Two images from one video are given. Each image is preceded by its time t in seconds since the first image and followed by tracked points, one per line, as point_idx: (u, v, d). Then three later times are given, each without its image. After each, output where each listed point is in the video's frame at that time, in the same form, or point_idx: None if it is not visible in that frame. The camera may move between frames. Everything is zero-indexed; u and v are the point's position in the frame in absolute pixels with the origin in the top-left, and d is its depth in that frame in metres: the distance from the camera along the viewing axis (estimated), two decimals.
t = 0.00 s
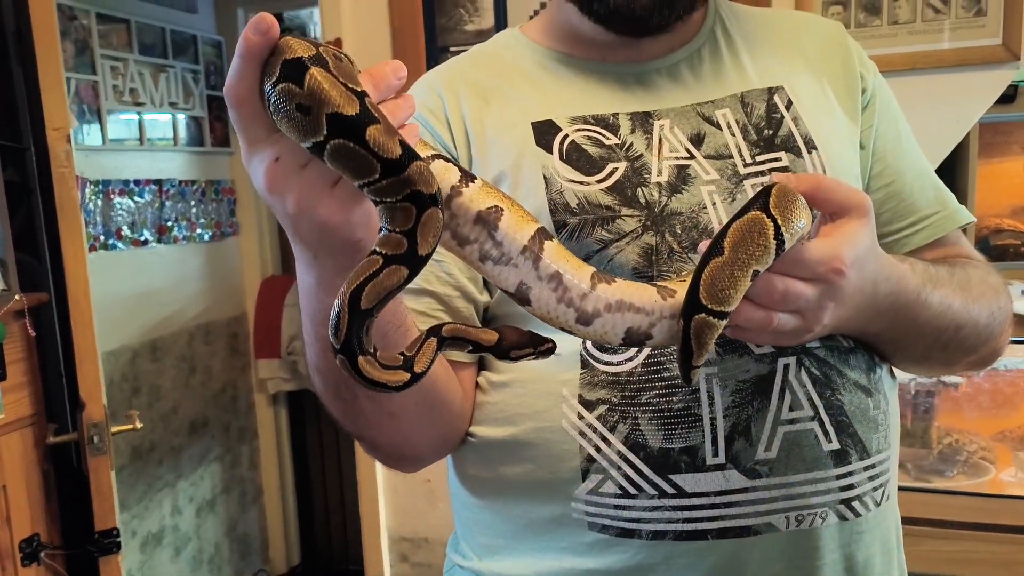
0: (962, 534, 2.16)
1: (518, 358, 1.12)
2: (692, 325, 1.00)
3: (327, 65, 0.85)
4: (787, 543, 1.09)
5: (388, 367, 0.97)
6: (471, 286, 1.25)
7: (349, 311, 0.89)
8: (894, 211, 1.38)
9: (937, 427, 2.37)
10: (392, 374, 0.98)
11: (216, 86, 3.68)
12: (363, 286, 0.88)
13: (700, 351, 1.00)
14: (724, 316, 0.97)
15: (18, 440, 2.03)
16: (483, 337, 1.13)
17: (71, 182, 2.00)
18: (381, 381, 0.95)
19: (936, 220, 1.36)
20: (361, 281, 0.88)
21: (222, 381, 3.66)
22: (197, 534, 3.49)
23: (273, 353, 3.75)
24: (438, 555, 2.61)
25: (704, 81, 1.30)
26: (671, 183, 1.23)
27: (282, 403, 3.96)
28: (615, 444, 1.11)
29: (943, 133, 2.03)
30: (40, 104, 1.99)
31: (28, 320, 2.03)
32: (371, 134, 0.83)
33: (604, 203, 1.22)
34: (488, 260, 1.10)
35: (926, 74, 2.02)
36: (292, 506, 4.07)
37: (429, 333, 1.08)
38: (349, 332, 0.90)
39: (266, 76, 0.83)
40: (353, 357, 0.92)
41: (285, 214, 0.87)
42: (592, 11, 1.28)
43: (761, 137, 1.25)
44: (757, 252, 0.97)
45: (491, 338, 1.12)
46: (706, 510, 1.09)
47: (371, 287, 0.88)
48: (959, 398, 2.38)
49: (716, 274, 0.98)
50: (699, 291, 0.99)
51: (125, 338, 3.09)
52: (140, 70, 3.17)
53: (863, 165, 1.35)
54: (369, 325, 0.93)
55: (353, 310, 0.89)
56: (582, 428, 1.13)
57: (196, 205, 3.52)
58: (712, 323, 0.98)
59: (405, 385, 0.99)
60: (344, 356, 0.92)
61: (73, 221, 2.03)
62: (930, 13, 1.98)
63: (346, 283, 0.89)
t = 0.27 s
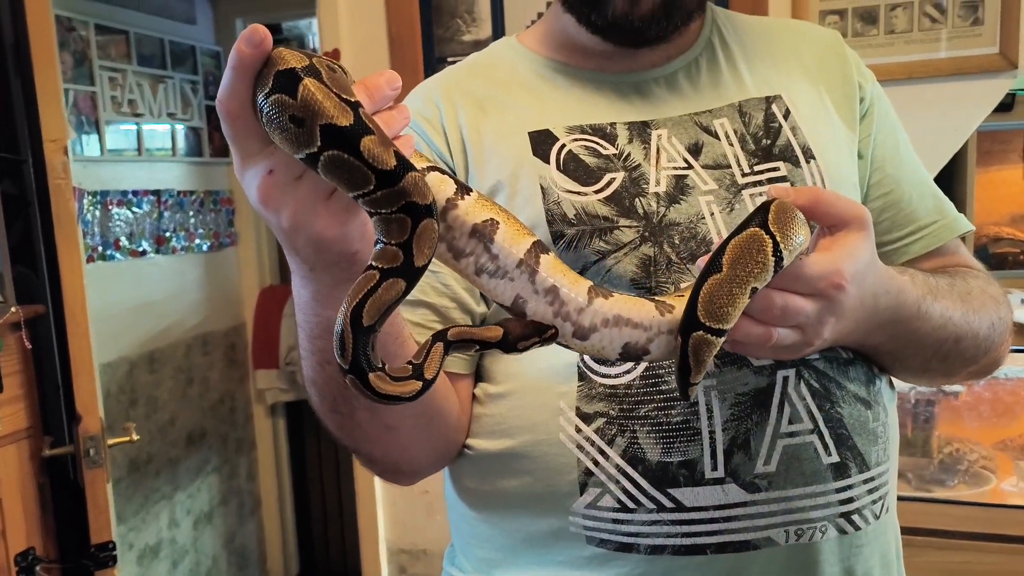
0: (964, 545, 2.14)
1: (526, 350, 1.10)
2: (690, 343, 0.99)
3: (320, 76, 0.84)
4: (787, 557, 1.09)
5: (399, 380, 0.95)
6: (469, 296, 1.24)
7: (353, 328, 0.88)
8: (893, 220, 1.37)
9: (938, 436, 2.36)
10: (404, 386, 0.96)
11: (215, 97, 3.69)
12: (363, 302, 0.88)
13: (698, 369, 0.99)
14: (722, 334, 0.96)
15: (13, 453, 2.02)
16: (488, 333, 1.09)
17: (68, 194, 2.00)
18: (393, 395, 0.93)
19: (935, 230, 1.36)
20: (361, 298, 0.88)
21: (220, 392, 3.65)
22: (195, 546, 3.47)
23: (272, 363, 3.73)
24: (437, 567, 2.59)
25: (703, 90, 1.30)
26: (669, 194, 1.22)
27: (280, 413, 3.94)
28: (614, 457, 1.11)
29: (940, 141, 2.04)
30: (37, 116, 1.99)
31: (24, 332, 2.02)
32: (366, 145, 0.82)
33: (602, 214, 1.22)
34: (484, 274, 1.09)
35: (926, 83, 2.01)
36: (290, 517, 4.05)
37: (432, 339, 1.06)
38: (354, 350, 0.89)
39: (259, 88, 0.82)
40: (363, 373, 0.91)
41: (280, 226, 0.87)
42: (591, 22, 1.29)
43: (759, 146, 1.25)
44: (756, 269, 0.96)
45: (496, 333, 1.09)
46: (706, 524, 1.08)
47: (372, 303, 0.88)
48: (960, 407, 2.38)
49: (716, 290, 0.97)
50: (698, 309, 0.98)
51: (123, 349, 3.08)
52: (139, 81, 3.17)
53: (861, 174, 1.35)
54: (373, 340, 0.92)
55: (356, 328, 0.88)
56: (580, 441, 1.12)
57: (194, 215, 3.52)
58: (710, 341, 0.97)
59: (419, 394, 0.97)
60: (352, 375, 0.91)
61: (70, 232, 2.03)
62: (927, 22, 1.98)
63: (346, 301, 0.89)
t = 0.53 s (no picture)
0: (962, 554, 2.14)
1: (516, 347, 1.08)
2: (685, 356, 0.99)
3: (302, 95, 0.84)
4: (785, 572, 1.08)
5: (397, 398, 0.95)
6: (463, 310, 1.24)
7: (346, 354, 0.88)
8: (889, 228, 1.37)
9: (934, 444, 2.36)
10: (404, 402, 0.95)
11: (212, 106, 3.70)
12: (352, 327, 0.87)
13: (693, 383, 0.99)
14: (717, 348, 0.96)
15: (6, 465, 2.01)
16: (477, 332, 1.08)
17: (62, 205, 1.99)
18: (394, 415, 0.93)
19: (931, 238, 1.35)
20: (348, 324, 0.87)
21: (216, 402, 3.64)
22: (191, 557, 3.45)
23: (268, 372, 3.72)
24: None
25: (697, 99, 1.30)
26: (664, 205, 1.22)
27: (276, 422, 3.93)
28: (610, 472, 1.11)
29: (936, 150, 2.03)
30: (31, 128, 1.99)
31: (17, 343, 2.01)
32: (348, 165, 0.82)
33: (596, 225, 1.21)
34: (475, 289, 1.10)
35: (921, 92, 2.01)
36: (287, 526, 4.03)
37: (422, 349, 1.05)
38: (348, 376, 0.89)
39: (240, 108, 0.82)
40: (361, 398, 0.90)
41: (264, 246, 0.88)
42: (584, 34, 1.30)
43: (754, 156, 1.25)
44: (751, 281, 0.96)
45: (488, 331, 1.07)
46: (703, 540, 1.08)
47: (360, 326, 0.87)
48: (956, 415, 2.37)
49: (710, 304, 0.97)
50: (692, 322, 0.98)
51: (118, 359, 3.06)
52: (134, 90, 3.17)
53: (856, 183, 1.35)
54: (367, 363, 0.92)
55: (347, 354, 0.88)
56: (575, 455, 1.11)
57: (190, 224, 3.51)
58: (705, 355, 0.97)
59: (419, 409, 0.97)
60: (350, 403, 0.91)
61: (64, 245, 2.02)
62: (921, 31, 1.98)
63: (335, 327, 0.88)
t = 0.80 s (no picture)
0: (957, 560, 2.15)
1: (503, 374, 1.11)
2: (677, 373, 0.99)
3: (286, 126, 0.85)
4: None
5: (382, 427, 0.97)
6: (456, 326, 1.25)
7: (331, 387, 0.89)
8: (880, 240, 1.38)
9: (930, 451, 2.37)
10: (389, 430, 0.98)
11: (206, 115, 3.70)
12: (335, 358, 0.88)
13: (684, 401, 1.00)
14: (707, 365, 0.97)
15: None
16: (462, 362, 1.13)
17: (56, 218, 1.99)
18: (379, 444, 0.95)
19: (922, 250, 1.36)
20: (332, 354, 0.88)
21: (213, 411, 3.64)
22: (188, 568, 3.45)
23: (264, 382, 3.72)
24: None
25: (687, 112, 1.31)
26: (656, 219, 1.23)
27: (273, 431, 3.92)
28: (603, 486, 1.12)
29: (929, 158, 2.04)
30: (25, 142, 1.99)
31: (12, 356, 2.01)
32: (331, 196, 0.82)
33: (588, 240, 1.22)
34: (466, 310, 1.10)
35: (913, 101, 2.02)
36: (284, 536, 4.02)
37: (409, 376, 1.07)
38: (332, 406, 0.90)
39: (224, 137, 0.83)
40: (347, 428, 0.92)
41: (251, 271, 0.91)
42: (575, 49, 1.31)
43: (745, 169, 1.25)
44: (743, 299, 0.97)
45: (473, 359, 1.13)
46: (697, 554, 1.10)
47: (343, 358, 0.88)
48: (951, 422, 2.36)
49: (701, 323, 0.97)
50: (684, 340, 0.98)
51: (114, 370, 3.06)
52: (129, 100, 3.16)
53: (847, 195, 1.36)
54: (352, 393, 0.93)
55: (331, 384, 0.89)
56: (570, 470, 1.13)
57: (185, 234, 3.51)
58: (696, 372, 0.98)
59: (405, 437, 0.99)
60: (335, 432, 0.92)
61: (58, 258, 2.01)
62: (913, 40, 1.99)
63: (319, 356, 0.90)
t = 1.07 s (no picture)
0: (956, 565, 2.15)
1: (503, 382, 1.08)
2: (675, 383, 1.00)
3: (284, 142, 0.86)
4: None
5: (382, 441, 0.96)
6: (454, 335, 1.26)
7: (331, 402, 0.90)
8: (875, 247, 1.38)
9: (928, 455, 2.37)
10: (390, 444, 0.97)
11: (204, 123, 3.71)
12: (335, 372, 0.89)
13: (683, 410, 1.01)
14: (706, 375, 0.98)
15: None
16: (463, 370, 1.07)
17: (54, 226, 1.99)
18: (379, 458, 0.94)
19: (918, 256, 1.37)
20: (331, 369, 0.89)
21: (211, 419, 3.63)
22: None
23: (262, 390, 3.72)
24: None
25: (683, 121, 1.32)
26: (653, 228, 1.23)
27: (271, 439, 3.92)
28: (603, 494, 1.12)
29: (923, 164, 2.05)
30: (23, 151, 1.99)
31: (9, 365, 2.01)
32: (330, 212, 0.84)
33: (585, 249, 1.22)
34: (465, 323, 1.11)
35: (908, 107, 2.03)
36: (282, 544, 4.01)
37: (407, 389, 1.05)
38: (332, 421, 0.91)
39: (222, 154, 0.84)
40: (348, 442, 0.92)
41: (248, 287, 0.91)
42: (571, 58, 1.32)
43: (741, 177, 1.26)
44: (741, 309, 0.98)
45: (472, 368, 1.07)
46: (696, 562, 1.10)
47: (343, 372, 0.90)
48: (948, 426, 2.39)
49: (700, 333, 0.98)
50: (683, 350, 0.99)
51: (111, 379, 3.06)
52: (126, 109, 3.17)
53: (842, 202, 1.37)
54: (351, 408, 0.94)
55: (330, 400, 0.90)
56: (569, 478, 1.13)
57: (183, 242, 3.51)
58: (695, 382, 0.99)
59: (405, 449, 0.98)
60: (335, 447, 0.92)
61: (55, 267, 2.01)
62: (906, 48, 2.01)
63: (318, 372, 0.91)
